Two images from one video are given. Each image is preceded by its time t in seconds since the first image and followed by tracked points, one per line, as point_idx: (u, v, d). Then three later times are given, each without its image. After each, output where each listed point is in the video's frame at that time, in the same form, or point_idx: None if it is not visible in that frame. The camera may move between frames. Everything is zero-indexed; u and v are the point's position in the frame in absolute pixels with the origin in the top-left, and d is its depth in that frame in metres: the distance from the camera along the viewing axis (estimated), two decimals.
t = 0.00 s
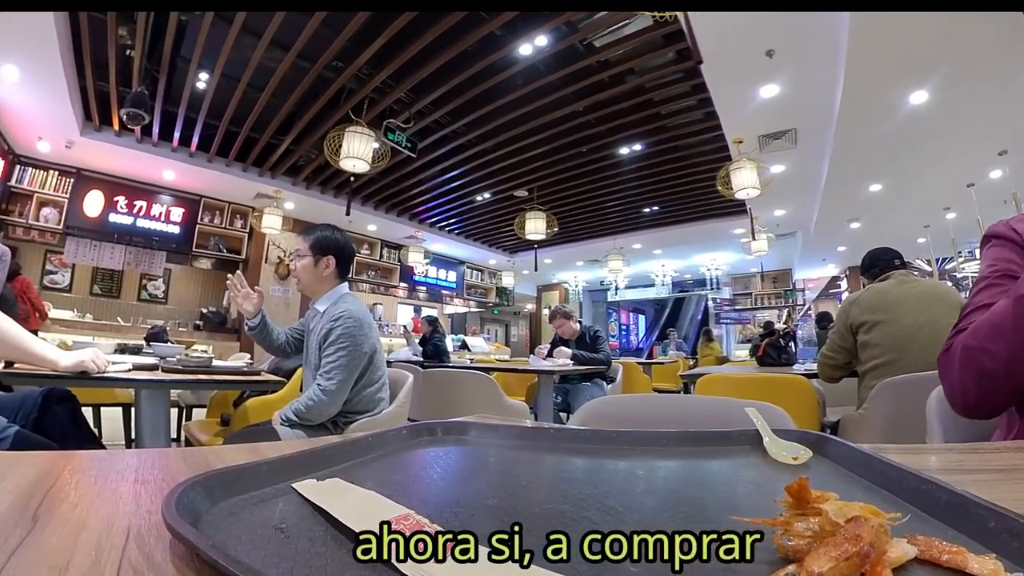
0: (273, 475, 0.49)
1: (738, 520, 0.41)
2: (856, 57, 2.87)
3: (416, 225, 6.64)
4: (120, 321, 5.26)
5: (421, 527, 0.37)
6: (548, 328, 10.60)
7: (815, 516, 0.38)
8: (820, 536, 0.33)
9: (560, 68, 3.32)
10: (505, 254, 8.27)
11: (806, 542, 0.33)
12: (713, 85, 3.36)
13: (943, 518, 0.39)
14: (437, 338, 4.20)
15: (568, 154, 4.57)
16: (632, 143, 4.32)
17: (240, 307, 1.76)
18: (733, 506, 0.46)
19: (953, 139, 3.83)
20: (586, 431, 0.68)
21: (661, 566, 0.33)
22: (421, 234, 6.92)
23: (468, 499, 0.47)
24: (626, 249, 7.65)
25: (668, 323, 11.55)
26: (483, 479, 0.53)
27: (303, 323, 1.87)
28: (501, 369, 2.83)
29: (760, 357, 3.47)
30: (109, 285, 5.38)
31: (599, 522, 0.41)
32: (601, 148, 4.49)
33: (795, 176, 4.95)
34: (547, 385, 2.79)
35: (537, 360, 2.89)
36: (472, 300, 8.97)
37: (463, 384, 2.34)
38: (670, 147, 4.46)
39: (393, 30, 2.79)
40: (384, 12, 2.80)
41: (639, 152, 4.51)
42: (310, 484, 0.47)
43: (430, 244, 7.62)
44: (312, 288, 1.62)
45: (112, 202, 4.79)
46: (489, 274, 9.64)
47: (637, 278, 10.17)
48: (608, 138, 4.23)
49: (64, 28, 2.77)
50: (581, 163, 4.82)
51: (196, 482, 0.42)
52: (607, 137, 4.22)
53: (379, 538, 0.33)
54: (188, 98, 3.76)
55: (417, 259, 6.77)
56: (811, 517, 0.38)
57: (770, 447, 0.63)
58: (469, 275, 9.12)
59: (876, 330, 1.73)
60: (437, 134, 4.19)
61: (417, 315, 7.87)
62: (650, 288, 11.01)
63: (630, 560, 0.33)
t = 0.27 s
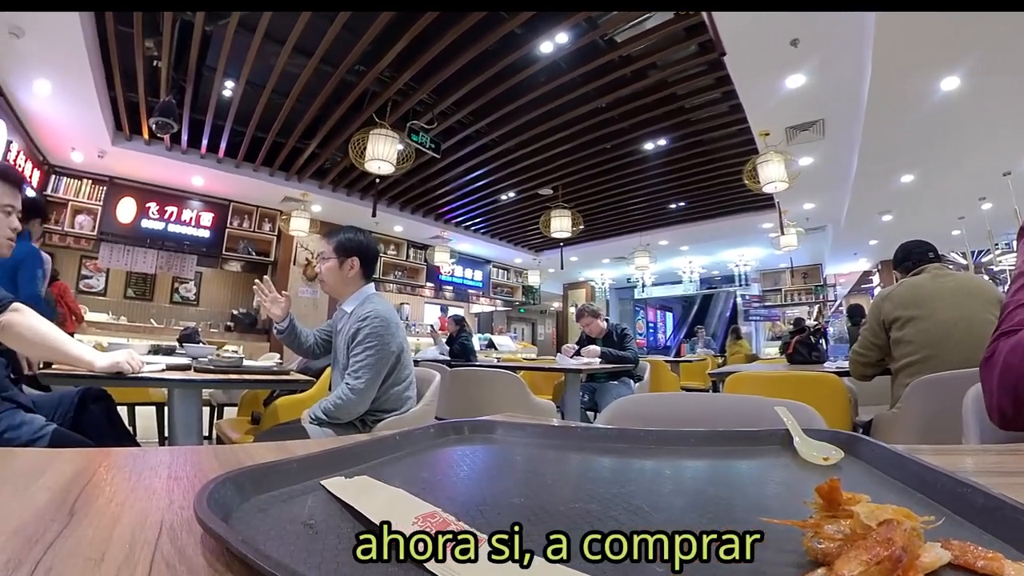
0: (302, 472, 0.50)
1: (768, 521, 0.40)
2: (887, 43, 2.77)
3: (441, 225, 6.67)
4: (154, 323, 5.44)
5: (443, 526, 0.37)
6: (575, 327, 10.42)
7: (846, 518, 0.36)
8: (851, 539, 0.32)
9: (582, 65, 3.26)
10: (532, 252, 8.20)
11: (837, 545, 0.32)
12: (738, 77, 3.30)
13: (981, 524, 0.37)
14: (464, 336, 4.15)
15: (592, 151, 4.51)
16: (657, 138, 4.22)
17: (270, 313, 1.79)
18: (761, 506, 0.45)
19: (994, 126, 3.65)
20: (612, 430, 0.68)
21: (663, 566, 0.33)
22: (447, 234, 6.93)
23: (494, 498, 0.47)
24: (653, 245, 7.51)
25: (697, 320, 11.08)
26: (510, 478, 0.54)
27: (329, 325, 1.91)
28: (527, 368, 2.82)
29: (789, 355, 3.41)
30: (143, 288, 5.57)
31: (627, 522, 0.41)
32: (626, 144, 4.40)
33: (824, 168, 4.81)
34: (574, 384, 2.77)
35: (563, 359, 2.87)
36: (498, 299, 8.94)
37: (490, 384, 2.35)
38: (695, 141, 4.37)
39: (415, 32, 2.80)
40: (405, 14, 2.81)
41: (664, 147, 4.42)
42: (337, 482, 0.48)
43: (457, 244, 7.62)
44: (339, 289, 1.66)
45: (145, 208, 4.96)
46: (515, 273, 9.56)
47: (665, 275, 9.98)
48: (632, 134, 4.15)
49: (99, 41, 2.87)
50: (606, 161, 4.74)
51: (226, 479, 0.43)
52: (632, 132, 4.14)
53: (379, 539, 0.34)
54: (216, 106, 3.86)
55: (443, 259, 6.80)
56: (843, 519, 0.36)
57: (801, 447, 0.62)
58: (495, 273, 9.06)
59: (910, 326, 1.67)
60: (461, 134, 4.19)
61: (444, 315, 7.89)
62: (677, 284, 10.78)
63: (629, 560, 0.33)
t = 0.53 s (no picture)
0: (332, 469, 0.52)
1: (797, 522, 0.39)
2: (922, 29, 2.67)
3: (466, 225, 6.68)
4: (186, 324, 5.62)
5: (470, 523, 0.38)
6: (601, 324, 10.29)
7: (878, 521, 0.35)
8: (882, 543, 0.31)
9: (605, 61, 3.20)
10: (558, 251, 8.13)
11: (868, 548, 0.31)
12: (764, 69, 3.24)
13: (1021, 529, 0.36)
14: (491, 335, 4.11)
15: (615, 148, 4.46)
16: (682, 133, 4.14)
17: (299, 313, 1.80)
18: (790, 507, 0.44)
19: None
20: (638, 429, 0.68)
21: (662, 565, 0.33)
22: (474, 234, 6.92)
23: (520, 496, 0.47)
24: (680, 242, 7.38)
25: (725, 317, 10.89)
26: (536, 476, 0.54)
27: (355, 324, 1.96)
28: (554, 366, 2.82)
29: (820, 352, 3.32)
30: (175, 290, 5.76)
31: (654, 521, 0.40)
32: (650, 139, 4.33)
33: (856, 159, 4.66)
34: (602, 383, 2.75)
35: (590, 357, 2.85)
36: (524, 297, 8.90)
37: (518, 385, 2.36)
38: (720, 135, 4.28)
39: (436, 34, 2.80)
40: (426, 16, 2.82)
41: (690, 142, 4.34)
42: (365, 479, 0.50)
43: (482, 244, 7.59)
44: (367, 289, 1.69)
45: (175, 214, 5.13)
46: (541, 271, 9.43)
47: (692, 272, 9.79)
48: (656, 129, 4.08)
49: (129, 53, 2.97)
50: (632, 157, 4.67)
51: (259, 475, 0.45)
52: (656, 127, 4.07)
53: (379, 539, 0.34)
54: (242, 112, 3.95)
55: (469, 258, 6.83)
56: (875, 522, 0.35)
57: (832, 447, 0.60)
58: (521, 272, 8.98)
59: (945, 322, 1.61)
60: (486, 134, 4.18)
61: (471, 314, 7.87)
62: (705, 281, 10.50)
63: (629, 560, 0.33)
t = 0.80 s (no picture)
0: (361, 467, 0.53)
1: (828, 525, 0.38)
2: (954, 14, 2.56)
3: (491, 225, 6.64)
4: (218, 325, 5.80)
5: (497, 521, 0.38)
6: (628, 322, 10.11)
7: (911, 526, 0.34)
8: (915, 547, 0.30)
9: (626, 57, 3.15)
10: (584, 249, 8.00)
11: (899, 552, 0.30)
12: (788, 60, 3.16)
13: None
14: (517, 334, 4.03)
15: (638, 144, 4.40)
16: (707, 127, 4.06)
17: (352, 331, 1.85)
18: (821, 509, 0.43)
19: None
20: (666, 428, 0.67)
21: (662, 566, 0.33)
22: (500, 233, 6.84)
23: (546, 495, 0.48)
24: (706, 238, 7.24)
25: (754, 314, 10.73)
26: (562, 475, 0.54)
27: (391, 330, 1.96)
28: (579, 364, 2.80)
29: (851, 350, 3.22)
30: (206, 292, 5.93)
31: (680, 522, 0.40)
32: (674, 134, 4.25)
33: (886, 149, 4.50)
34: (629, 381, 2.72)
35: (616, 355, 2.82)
36: (551, 296, 8.64)
37: (542, 384, 2.36)
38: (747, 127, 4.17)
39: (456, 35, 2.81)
40: (445, 18, 2.82)
41: (715, 136, 4.24)
42: (392, 476, 0.50)
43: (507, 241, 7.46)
44: (395, 286, 1.73)
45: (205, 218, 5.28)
46: (567, 269, 9.11)
47: (719, 268, 9.59)
48: (681, 123, 4.00)
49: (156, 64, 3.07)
50: (657, 152, 4.59)
51: (289, 472, 0.46)
52: (680, 122, 3.99)
53: (379, 539, 0.34)
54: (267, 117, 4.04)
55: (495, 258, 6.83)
56: (908, 526, 0.34)
57: (863, 448, 0.59)
58: (547, 271, 8.70)
59: (981, 317, 1.54)
60: (508, 133, 4.16)
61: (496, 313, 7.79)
62: (734, 277, 10.15)
63: (628, 559, 0.33)
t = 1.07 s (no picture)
0: (389, 464, 0.54)
1: (858, 527, 0.37)
2: None
3: (518, 224, 6.61)
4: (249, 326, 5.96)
5: (522, 520, 0.38)
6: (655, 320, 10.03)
7: (945, 530, 0.32)
8: (948, 553, 0.29)
9: (648, 51, 3.10)
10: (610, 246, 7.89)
11: (932, 558, 0.29)
12: (813, 50, 3.07)
13: None
14: (544, 332, 3.98)
15: (663, 139, 4.33)
16: (732, 121, 3.98)
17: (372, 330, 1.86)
18: (855, 512, 0.41)
19: None
20: (694, 428, 0.66)
21: (662, 566, 0.32)
22: (526, 232, 6.81)
23: (572, 493, 0.47)
24: (733, 234, 7.10)
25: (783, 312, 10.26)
26: (590, 474, 0.54)
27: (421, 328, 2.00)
28: (605, 363, 2.78)
29: (884, 348, 3.11)
30: (236, 294, 6.12)
31: (707, 522, 0.39)
32: (699, 129, 4.18)
33: (918, 140, 4.33)
34: (656, 379, 2.68)
35: (643, 354, 2.79)
36: (577, 294, 8.46)
37: (568, 381, 2.36)
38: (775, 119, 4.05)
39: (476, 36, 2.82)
40: (466, 18, 2.84)
41: (741, 129, 4.15)
42: (419, 474, 0.51)
43: (533, 241, 7.42)
44: (427, 285, 1.78)
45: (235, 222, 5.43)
46: (593, 267, 8.92)
47: (747, 264, 9.38)
48: (705, 117, 3.93)
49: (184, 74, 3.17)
50: (681, 147, 4.52)
51: (318, 469, 0.47)
52: (704, 116, 3.92)
53: (378, 540, 0.33)
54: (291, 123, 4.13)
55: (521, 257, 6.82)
56: (942, 531, 0.32)
57: (896, 450, 0.57)
58: (573, 268, 8.57)
59: (1020, 314, 1.47)
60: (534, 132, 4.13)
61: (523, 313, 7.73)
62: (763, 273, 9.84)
63: (629, 560, 0.32)
